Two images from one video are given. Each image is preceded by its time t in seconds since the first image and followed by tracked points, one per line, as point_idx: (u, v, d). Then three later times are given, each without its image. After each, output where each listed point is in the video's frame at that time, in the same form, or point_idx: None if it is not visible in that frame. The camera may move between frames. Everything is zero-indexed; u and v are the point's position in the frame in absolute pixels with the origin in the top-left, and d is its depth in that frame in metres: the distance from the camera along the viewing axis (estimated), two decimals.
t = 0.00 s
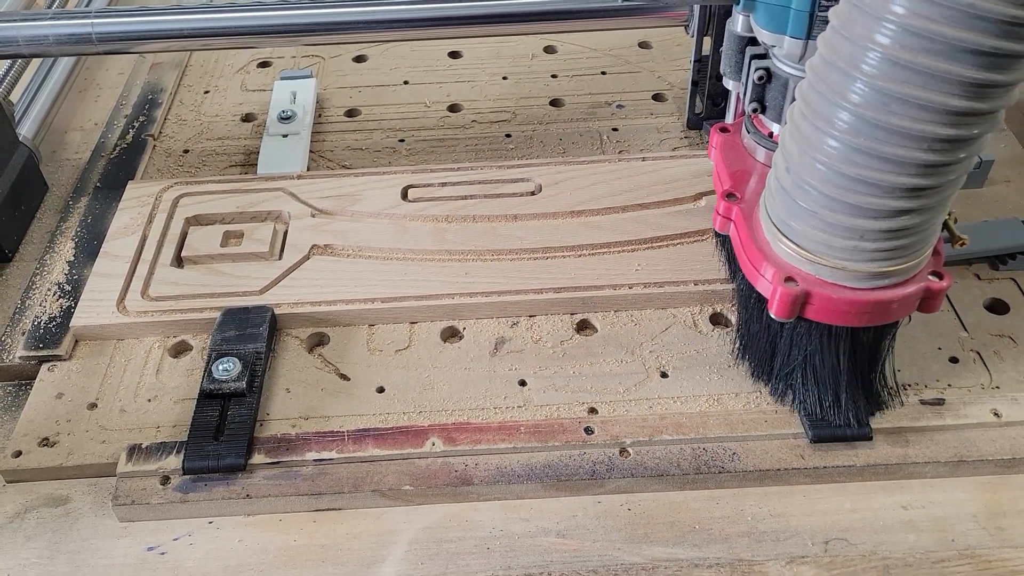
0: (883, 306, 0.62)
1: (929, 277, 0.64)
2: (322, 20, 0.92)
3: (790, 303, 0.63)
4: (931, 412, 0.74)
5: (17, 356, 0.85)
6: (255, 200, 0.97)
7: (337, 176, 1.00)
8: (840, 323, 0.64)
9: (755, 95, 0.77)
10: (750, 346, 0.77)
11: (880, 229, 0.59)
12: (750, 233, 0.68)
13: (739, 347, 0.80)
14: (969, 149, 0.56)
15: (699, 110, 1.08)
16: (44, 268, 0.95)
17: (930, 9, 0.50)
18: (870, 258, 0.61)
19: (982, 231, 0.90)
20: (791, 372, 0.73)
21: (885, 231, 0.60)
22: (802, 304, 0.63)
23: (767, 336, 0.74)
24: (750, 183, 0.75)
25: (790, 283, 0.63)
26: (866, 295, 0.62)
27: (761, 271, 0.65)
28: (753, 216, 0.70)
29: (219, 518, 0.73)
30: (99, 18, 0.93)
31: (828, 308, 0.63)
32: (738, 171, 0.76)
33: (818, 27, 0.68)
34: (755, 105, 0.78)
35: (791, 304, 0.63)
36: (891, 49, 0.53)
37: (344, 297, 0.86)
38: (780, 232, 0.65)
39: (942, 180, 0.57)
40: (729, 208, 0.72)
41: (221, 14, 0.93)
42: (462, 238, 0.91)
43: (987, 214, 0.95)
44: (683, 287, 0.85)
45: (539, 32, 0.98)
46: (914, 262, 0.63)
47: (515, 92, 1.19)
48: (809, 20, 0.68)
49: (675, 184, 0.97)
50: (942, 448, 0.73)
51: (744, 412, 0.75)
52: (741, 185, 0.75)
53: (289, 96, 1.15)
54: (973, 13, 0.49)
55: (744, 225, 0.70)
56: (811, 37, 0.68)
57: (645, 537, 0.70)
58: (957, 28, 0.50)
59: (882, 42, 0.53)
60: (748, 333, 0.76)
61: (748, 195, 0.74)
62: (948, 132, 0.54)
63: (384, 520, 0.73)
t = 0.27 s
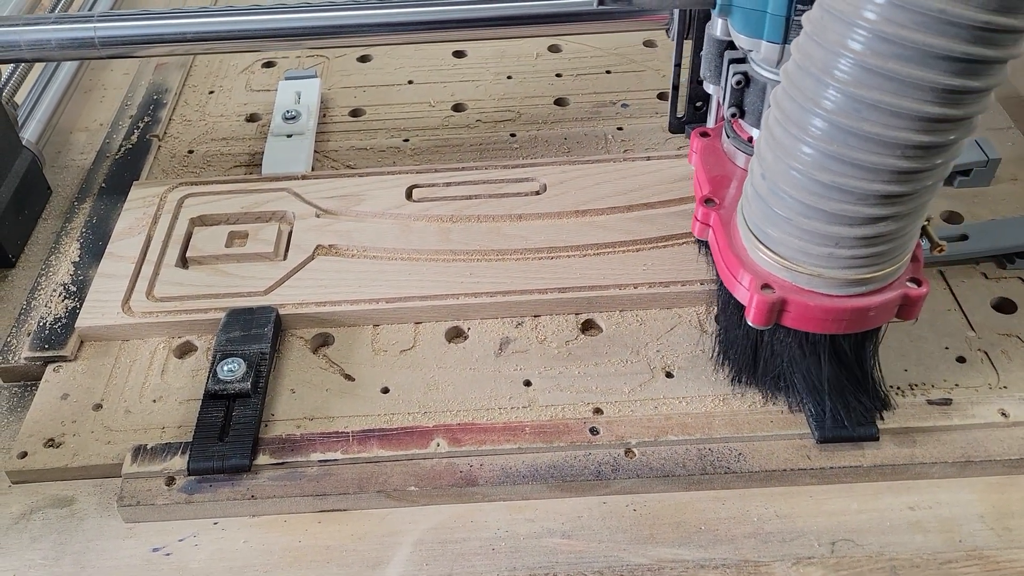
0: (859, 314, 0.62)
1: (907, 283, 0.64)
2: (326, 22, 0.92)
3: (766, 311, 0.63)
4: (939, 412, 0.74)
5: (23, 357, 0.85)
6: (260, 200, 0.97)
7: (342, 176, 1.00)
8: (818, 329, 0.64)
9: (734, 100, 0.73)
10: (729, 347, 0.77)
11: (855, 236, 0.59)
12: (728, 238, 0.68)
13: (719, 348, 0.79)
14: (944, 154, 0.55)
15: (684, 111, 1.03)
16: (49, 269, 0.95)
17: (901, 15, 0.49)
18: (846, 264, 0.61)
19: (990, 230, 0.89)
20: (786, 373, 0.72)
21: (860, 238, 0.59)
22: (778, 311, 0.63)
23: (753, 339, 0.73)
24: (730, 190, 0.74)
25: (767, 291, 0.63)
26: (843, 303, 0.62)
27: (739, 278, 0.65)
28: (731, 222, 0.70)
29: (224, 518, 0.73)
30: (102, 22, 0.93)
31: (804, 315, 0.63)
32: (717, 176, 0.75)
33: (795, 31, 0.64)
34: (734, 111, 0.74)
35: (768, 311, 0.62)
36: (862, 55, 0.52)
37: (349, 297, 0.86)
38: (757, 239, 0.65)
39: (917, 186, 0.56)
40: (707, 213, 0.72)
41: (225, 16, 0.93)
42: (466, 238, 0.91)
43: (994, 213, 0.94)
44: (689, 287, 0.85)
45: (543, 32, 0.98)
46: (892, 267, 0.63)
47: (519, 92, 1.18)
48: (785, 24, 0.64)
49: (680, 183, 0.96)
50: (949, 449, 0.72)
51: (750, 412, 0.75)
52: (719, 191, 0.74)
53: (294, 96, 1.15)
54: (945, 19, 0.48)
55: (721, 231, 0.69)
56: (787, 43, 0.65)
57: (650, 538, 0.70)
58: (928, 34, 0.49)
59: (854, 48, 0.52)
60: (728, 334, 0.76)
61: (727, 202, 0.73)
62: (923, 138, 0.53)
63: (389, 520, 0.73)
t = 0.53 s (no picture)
0: (835, 320, 0.62)
1: (884, 290, 0.64)
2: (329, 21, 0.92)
3: (742, 316, 0.62)
4: (947, 412, 0.73)
5: (27, 357, 0.85)
6: (264, 199, 0.97)
7: (346, 175, 1.00)
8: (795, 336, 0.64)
9: (711, 103, 0.75)
10: (708, 353, 0.76)
11: (829, 242, 0.59)
12: (704, 243, 0.68)
13: (695, 353, 0.79)
14: (919, 160, 0.55)
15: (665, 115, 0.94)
16: (53, 268, 0.95)
17: (871, 18, 0.49)
18: (821, 271, 0.61)
19: (999, 229, 0.89)
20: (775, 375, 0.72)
21: (835, 244, 0.59)
22: (754, 317, 0.63)
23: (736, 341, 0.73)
24: (708, 193, 0.74)
25: (742, 296, 0.63)
26: (819, 309, 0.62)
27: (715, 283, 0.65)
28: (708, 226, 0.70)
29: (228, 519, 0.73)
30: (104, 23, 0.93)
31: (781, 321, 0.62)
32: (695, 180, 0.76)
33: (770, 32, 0.66)
34: (711, 113, 0.76)
35: (743, 317, 0.62)
36: (834, 59, 0.51)
37: (354, 297, 0.85)
38: (733, 244, 0.65)
39: (891, 192, 0.56)
40: (684, 219, 0.72)
41: (228, 16, 0.93)
42: (471, 237, 0.91)
43: (1002, 211, 0.93)
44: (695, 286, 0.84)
45: (547, 31, 0.97)
46: (868, 274, 0.62)
47: (524, 90, 1.18)
48: (760, 26, 0.66)
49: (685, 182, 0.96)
50: (957, 449, 0.72)
51: (757, 413, 0.75)
52: (697, 195, 0.74)
53: (298, 95, 1.15)
54: (914, 23, 0.47)
55: (697, 236, 0.69)
56: (763, 43, 0.67)
57: (656, 539, 0.70)
58: (898, 37, 0.48)
59: (826, 52, 0.51)
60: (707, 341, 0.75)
61: (705, 206, 0.73)
62: (895, 143, 0.52)
63: (394, 521, 0.72)
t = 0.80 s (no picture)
0: (821, 322, 0.63)
1: (871, 292, 0.65)
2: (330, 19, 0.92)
3: (729, 318, 0.63)
4: (949, 414, 0.73)
5: (27, 357, 0.85)
6: (264, 199, 0.97)
7: (346, 175, 0.99)
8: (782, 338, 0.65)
9: (700, 104, 0.77)
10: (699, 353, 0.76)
11: (815, 244, 0.59)
12: (692, 245, 0.69)
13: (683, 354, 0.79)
14: (904, 162, 0.55)
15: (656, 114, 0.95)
16: (53, 268, 0.95)
17: (855, 21, 0.49)
18: (807, 272, 0.61)
19: (1003, 229, 0.88)
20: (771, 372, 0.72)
21: (821, 245, 0.59)
22: (741, 318, 0.64)
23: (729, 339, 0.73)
24: (696, 194, 0.75)
25: (729, 298, 0.63)
26: (805, 311, 0.63)
27: (702, 285, 0.65)
28: (696, 227, 0.71)
29: (228, 520, 0.73)
30: (103, 22, 0.92)
31: (768, 323, 0.63)
32: (685, 181, 0.76)
33: (757, 33, 0.66)
34: (700, 114, 0.78)
35: (730, 319, 0.63)
36: (819, 60, 0.51)
37: (354, 297, 0.85)
38: (721, 246, 0.66)
39: (876, 193, 0.56)
40: (673, 220, 0.72)
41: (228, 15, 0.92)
42: (471, 237, 0.90)
43: (1005, 211, 0.93)
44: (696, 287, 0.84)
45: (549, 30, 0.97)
46: (855, 275, 0.63)
47: (525, 89, 1.18)
48: (747, 26, 0.66)
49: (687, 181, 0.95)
50: (960, 451, 0.71)
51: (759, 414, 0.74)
52: (686, 196, 0.75)
53: (299, 94, 1.14)
54: (899, 25, 0.48)
55: (686, 237, 0.70)
56: (750, 44, 0.67)
57: (657, 540, 0.69)
58: (883, 39, 0.49)
59: (811, 53, 0.52)
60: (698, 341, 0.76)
61: (693, 207, 0.74)
62: (880, 146, 0.53)
63: (394, 522, 0.72)
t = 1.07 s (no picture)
0: (815, 309, 0.64)
1: (865, 279, 0.66)
2: (332, 16, 0.92)
3: (725, 306, 0.64)
4: (953, 414, 0.73)
5: (28, 357, 0.85)
6: (265, 198, 0.96)
7: (348, 174, 0.99)
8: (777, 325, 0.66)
9: (696, 95, 0.78)
10: (697, 345, 0.77)
11: (808, 231, 0.60)
12: (688, 235, 0.70)
13: (679, 351, 0.80)
14: (896, 148, 0.56)
15: (654, 107, 0.95)
16: (54, 267, 0.95)
17: (848, 9, 0.49)
18: (801, 259, 0.62)
19: (1007, 228, 0.88)
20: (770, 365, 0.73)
21: (815, 232, 0.60)
22: (737, 306, 0.65)
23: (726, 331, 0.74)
24: (694, 183, 0.76)
25: (724, 286, 0.64)
26: (799, 298, 0.63)
27: (699, 274, 0.66)
28: (692, 217, 0.72)
29: (229, 521, 0.73)
30: (109, 16, 0.93)
31: (762, 311, 0.64)
32: (681, 172, 0.77)
33: (751, 23, 0.67)
34: (695, 105, 0.79)
35: (725, 307, 0.64)
36: (812, 49, 0.52)
37: (355, 297, 0.85)
38: (717, 234, 0.66)
39: (868, 181, 0.57)
40: (670, 210, 0.73)
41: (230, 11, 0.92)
42: (473, 237, 0.90)
43: (1009, 210, 0.92)
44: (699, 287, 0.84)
45: (551, 27, 0.97)
46: (848, 262, 0.64)
47: (527, 88, 1.17)
48: (742, 17, 0.67)
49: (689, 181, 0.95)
50: (963, 452, 0.71)
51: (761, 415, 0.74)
52: (683, 186, 0.75)
53: (300, 92, 1.14)
54: (891, 12, 0.48)
55: (682, 228, 0.71)
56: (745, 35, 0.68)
57: (659, 542, 0.69)
58: (875, 27, 0.49)
59: (804, 42, 0.52)
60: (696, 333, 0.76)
61: (690, 196, 0.74)
62: (872, 133, 0.54)
63: (395, 523, 0.72)
